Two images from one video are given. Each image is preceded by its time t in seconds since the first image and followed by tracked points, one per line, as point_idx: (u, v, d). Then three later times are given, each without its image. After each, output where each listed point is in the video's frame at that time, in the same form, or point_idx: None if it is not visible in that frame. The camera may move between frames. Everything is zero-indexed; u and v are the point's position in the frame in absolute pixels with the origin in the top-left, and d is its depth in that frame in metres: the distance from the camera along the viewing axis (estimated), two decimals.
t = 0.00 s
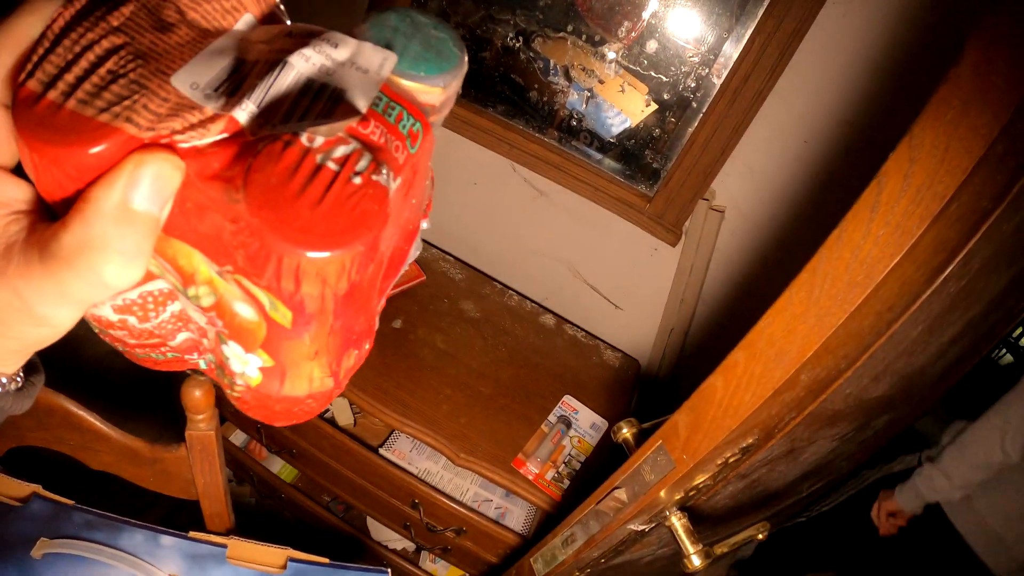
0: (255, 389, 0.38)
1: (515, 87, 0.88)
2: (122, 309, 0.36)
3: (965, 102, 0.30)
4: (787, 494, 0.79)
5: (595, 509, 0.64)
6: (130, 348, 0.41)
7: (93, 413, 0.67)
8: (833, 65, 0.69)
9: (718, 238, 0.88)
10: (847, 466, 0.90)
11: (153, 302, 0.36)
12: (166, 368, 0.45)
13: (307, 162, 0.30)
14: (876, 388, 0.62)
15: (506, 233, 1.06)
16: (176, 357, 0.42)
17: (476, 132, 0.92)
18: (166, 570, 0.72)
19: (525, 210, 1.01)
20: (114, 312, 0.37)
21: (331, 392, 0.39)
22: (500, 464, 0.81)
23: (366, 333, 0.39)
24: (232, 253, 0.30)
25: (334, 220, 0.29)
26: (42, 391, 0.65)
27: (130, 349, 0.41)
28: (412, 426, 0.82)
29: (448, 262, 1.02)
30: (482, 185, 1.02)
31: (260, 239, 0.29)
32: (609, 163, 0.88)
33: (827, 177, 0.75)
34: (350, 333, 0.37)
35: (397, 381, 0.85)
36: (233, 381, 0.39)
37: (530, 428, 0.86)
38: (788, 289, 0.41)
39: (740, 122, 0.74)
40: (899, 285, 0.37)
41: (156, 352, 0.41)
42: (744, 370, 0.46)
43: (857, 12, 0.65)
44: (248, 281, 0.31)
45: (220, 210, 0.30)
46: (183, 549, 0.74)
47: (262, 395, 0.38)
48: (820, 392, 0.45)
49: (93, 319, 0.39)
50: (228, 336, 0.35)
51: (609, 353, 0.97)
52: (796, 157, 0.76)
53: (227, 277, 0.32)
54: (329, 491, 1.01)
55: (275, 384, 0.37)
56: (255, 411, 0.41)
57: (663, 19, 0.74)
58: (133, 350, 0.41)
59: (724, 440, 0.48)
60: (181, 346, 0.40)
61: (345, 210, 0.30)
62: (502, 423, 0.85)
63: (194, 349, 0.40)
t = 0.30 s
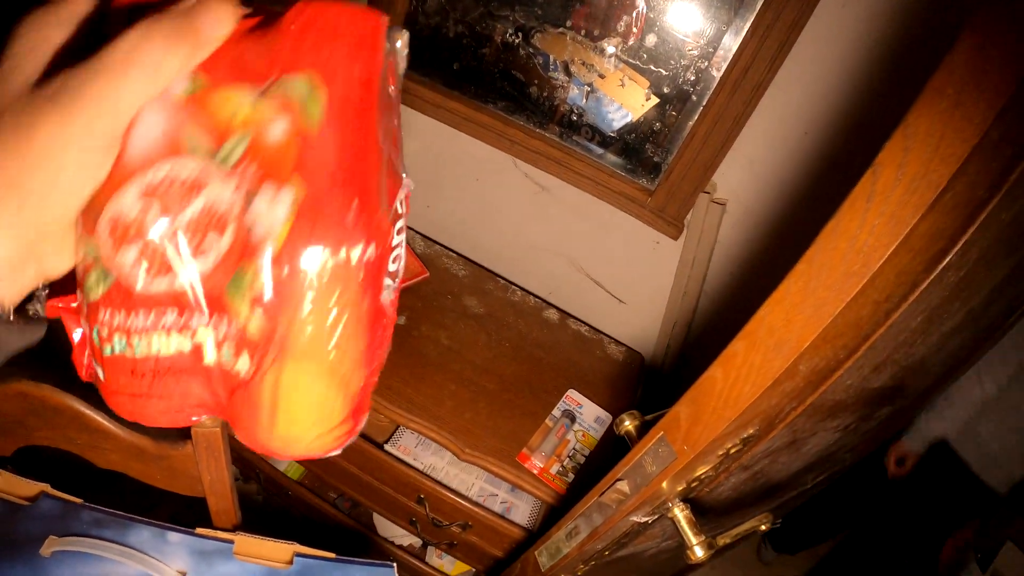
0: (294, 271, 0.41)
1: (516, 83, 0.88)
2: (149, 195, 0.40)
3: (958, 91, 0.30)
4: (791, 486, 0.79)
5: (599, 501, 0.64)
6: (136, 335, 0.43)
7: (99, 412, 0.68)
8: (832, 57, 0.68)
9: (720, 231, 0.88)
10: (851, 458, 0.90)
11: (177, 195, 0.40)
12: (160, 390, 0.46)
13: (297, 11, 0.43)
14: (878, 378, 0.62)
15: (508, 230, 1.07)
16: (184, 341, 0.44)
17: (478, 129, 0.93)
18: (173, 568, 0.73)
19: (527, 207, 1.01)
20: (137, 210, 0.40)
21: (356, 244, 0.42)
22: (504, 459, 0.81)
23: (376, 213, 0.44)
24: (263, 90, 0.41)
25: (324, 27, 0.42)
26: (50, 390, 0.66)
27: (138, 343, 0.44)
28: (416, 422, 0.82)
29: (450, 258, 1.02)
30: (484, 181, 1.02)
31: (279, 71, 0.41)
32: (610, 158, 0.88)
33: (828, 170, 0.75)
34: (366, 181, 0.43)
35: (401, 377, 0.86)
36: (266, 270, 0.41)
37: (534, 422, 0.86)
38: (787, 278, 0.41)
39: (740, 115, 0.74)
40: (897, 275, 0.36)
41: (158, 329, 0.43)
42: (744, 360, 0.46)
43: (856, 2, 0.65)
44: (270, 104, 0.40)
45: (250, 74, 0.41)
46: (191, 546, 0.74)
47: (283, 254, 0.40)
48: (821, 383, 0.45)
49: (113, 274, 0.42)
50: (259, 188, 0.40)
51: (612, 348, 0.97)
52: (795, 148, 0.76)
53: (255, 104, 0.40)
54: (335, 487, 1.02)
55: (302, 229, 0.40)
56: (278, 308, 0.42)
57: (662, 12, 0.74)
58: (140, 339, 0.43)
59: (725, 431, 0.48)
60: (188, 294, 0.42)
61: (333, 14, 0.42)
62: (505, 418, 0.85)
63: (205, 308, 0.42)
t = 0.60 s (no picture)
0: (336, 200, 0.54)
1: (517, 83, 0.89)
2: (210, 158, 0.52)
3: (955, 89, 0.31)
4: (791, 483, 0.79)
5: (601, 497, 0.64)
6: (177, 297, 0.52)
7: (104, 409, 0.68)
8: (832, 57, 0.69)
9: (721, 230, 0.88)
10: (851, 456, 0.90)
11: (237, 159, 0.52)
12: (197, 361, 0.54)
13: (347, 31, 0.60)
14: (878, 376, 0.63)
15: (510, 230, 1.07)
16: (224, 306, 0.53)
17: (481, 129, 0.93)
18: (178, 564, 0.74)
19: (528, 206, 1.01)
20: (200, 164, 0.52)
21: (387, 206, 0.56)
22: (506, 456, 0.82)
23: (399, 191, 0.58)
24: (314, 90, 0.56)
25: (370, 42, 0.60)
26: (57, 388, 0.66)
27: (176, 306, 0.52)
28: (418, 420, 0.82)
29: (452, 258, 1.02)
30: (486, 180, 1.02)
31: (335, 71, 0.58)
32: (611, 157, 0.88)
33: (827, 169, 0.76)
34: (380, 151, 0.58)
35: (403, 376, 0.86)
36: (318, 207, 0.54)
37: (536, 420, 0.86)
38: (788, 275, 0.42)
39: (740, 114, 0.75)
40: (896, 272, 0.37)
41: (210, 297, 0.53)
42: (744, 356, 0.46)
43: (856, 3, 0.65)
44: (330, 91, 0.56)
45: (301, 73, 0.57)
46: (196, 542, 0.75)
47: (343, 219, 0.54)
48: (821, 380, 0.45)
49: (164, 227, 0.52)
50: (318, 153, 0.55)
51: (613, 346, 0.98)
52: (795, 148, 0.76)
53: (315, 93, 0.56)
54: (337, 485, 1.02)
55: (358, 187, 0.55)
56: (332, 235, 0.54)
57: (663, 11, 0.74)
58: (183, 299, 0.52)
59: (725, 427, 0.49)
60: (243, 244, 0.53)
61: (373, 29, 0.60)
62: (507, 416, 0.86)
63: (252, 269, 0.53)
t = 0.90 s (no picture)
0: (333, 153, 0.54)
1: (516, 82, 0.89)
2: (211, 122, 0.52)
3: (949, 86, 0.31)
4: (790, 481, 0.80)
5: (600, 494, 0.65)
6: (173, 251, 0.51)
7: (104, 407, 0.69)
8: (829, 56, 0.69)
9: (719, 228, 0.88)
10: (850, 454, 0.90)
11: (236, 124, 0.52)
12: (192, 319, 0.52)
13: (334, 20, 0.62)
14: (875, 373, 0.63)
15: (508, 228, 1.07)
16: (221, 263, 0.51)
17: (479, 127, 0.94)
18: (178, 561, 0.74)
19: (527, 205, 1.02)
20: (201, 128, 0.52)
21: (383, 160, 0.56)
22: (505, 455, 0.82)
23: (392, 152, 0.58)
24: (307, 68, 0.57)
25: (357, 25, 0.62)
26: (57, 386, 0.67)
27: (172, 263, 0.51)
28: (418, 418, 0.82)
29: (451, 257, 1.03)
30: (484, 179, 1.03)
31: (325, 51, 0.59)
32: (610, 156, 0.88)
33: (825, 167, 0.76)
34: (373, 117, 0.58)
35: (403, 374, 0.86)
36: (315, 159, 0.53)
37: (535, 419, 0.87)
38: (782, 272, 0.42)
39: (738, 113, 0.75)
40: (890, 268, 0.37)
41: (207, 253, 0.51)
42: (740, 353, 0.46)
43: (853, 3, 0.65)
44: (323, 67, 0.57)
45: (294, 56, 0.59)
46: (196, 540, 0.75)
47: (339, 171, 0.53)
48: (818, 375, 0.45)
49: (164, 184, 0.51)
50: (314, 117, 0.55)
51: (612, 345, 0.98)
52: (793, 147, 0.76)
53: (308, 69, 0.57)
54: (337, 484, 1.02)
55: (353, 142, 0.55)
56: (329, 184, 0.53)
57: (661, 10, 0.74)
58: (178, 255, 0.51)
59: (723, 423, 0.49)
60: (241, 201, 0.52)
61: (362, 18, 0.63)
62: (506, 415, 0.86)
63: (249, 225, 0.52)
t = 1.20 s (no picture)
0: (336, 147, 0.54)
1: (520, 83, 0.89)
2: (215, 125, 0.52)
3: (955, 89, 0.31)
4: (794, 483, 0.79)
5: (605, 495, 0.65)
6: (176, 249, 0.50)
7: (109, 406, 0.69)
8: (833, 60, 0.69)
9: (723, 231, 0.88)
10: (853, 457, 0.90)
11: (241, 128, 0.53)
12: (195, 317, 0.50)
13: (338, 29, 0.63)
14: (880, 375, 0.63)
15: (512, 229, 1.07)
16: (226, 261, 0.51)
17: (483, 129, 0.94)
18: (183, 560, 0.74)
19: (531, 207, 1.02)
20: (205, 130, 0.52)
21: (388, 152, 0.56)
22: (508, 456, 0.82)
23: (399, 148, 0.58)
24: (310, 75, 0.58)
25: (359, 32, 0.62)
26: (61, 385, 0.66)
27: (175, 261, 0.50)
28: (422, 419, 0.82)
29: (455, 258, 1.03)
30: (488, 181, 1.03)
31: (327, 59, 0.60)
32: (614, 159, 0.88)
33: (829, 170, 0.76)
34: (378, 116, 0.58)
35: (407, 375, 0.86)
36: (319, 155, 0.53)
37: (539, 421, 0.87)
38: (789, 274, 0.42)
39: (742, 116, 0.75)
40: (896, 271, 0.37)
41: (211, 251, 0.51)
42: (747, 355, 0.46)
43: (858, 7, 0.66)
44: (326, 73, 0.58)
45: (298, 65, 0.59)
46: (200, 539, 0.75)
47: (344, 164, 0.53)
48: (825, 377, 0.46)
49: (168, 184, 0.51)
50: (318, 118, 0.56)
51: (616, 347, 0.98)
52: (797, 150, 0.77)
53: (312, 76, 0.58)
54: (340, 485, 1.02)
55: (356, 136, 0.55)
56: (333, 177, 0.53)
57: (666, 14, 0.75)
58: (181, 253, 0.50)
59: (729, 424, 0.49)
60: (246, 199, 0.52)
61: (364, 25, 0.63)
62: (510, 416, 0.86)
63: (254, 222, 0.52)
